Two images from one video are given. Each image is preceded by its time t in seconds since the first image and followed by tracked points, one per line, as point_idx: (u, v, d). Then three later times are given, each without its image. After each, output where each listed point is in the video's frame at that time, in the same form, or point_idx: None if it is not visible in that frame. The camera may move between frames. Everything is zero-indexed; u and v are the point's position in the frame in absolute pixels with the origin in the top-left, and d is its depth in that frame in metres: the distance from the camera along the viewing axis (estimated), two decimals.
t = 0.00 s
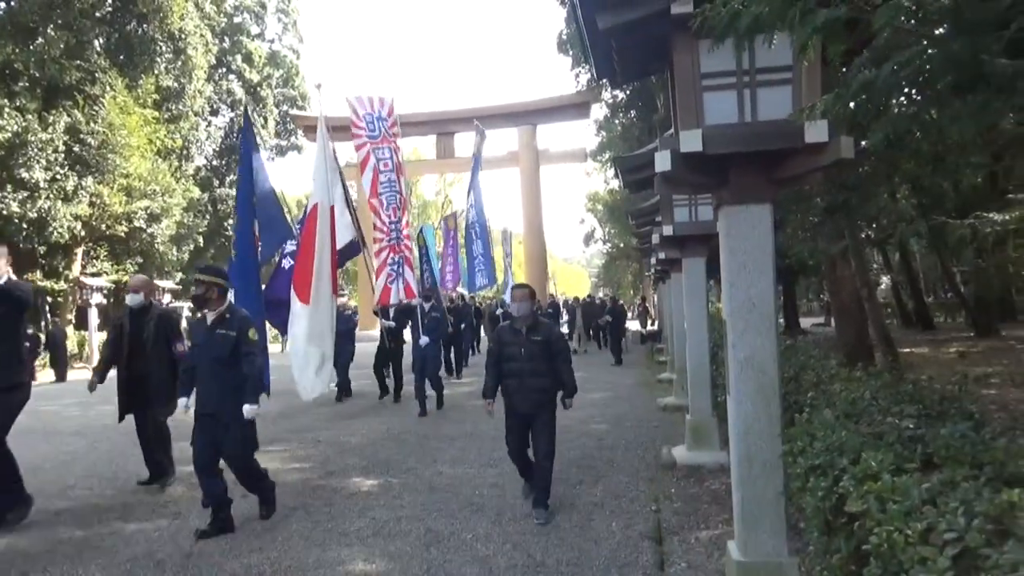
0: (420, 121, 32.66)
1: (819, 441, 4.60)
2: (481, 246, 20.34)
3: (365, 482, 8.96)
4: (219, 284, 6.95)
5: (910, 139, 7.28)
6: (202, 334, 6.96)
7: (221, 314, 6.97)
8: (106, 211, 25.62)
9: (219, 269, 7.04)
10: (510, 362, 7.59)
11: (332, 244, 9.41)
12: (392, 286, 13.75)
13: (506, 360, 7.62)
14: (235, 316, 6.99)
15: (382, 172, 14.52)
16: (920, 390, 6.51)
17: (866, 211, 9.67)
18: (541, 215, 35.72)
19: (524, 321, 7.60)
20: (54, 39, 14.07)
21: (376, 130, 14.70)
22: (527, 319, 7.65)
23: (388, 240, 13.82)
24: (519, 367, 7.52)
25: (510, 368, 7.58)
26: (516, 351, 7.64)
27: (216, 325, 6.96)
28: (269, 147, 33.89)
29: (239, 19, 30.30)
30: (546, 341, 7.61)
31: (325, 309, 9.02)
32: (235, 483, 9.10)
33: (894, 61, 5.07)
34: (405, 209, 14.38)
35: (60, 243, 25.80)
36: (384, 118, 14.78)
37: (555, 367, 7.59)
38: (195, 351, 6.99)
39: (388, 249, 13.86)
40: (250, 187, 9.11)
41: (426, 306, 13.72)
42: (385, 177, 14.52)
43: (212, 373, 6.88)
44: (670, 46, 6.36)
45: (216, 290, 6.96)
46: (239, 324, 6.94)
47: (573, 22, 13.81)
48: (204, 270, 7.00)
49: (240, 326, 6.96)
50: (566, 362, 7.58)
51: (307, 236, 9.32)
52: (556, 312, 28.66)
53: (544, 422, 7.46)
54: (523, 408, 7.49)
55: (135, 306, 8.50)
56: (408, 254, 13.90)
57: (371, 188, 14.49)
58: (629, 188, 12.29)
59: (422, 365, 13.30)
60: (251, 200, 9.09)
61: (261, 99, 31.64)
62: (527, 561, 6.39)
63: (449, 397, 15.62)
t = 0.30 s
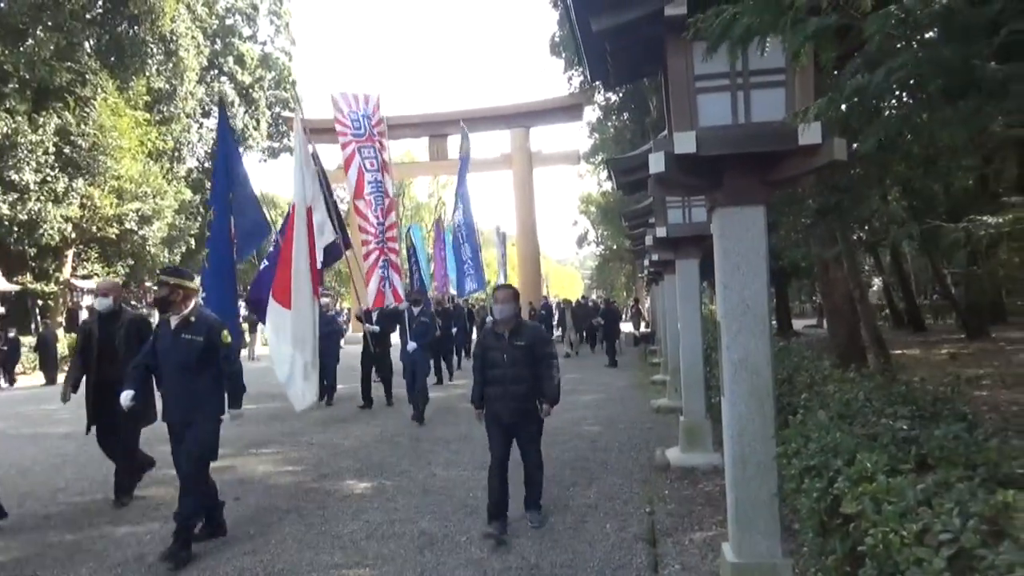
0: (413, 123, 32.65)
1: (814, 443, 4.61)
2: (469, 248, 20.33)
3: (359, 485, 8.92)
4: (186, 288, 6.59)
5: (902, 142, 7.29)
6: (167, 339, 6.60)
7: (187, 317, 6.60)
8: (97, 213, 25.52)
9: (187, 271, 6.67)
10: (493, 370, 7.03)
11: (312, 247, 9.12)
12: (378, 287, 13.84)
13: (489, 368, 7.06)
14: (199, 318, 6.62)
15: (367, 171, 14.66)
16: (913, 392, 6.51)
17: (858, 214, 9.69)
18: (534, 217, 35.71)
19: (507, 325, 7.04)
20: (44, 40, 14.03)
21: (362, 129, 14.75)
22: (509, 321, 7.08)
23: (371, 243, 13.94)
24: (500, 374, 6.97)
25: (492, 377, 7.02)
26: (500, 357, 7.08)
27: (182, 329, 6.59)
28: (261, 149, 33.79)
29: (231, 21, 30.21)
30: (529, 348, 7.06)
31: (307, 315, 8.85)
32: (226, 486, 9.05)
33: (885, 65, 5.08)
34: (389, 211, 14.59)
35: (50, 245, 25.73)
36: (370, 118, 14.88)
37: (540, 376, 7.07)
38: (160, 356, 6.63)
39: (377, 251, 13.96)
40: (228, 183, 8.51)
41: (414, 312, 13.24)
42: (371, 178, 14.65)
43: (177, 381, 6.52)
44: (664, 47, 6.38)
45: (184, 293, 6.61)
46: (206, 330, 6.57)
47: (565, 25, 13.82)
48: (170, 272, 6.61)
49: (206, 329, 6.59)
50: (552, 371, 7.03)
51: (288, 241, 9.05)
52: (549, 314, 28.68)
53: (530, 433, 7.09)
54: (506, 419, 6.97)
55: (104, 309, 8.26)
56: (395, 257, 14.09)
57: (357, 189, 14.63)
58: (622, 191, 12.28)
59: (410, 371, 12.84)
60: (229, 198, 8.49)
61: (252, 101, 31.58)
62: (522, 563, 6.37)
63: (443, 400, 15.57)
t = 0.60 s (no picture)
0: (411, 126, 32.69)
1: (812, 446, 4.61)
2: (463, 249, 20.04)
3: (356, 487, 8.90)
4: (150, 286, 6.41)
5: (900, 146, 7.30)
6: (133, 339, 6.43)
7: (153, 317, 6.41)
8: (94, 215, 25.54)
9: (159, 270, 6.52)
10: (472, 375, 6.71)
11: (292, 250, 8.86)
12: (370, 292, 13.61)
13: (466, 373, 6.75)
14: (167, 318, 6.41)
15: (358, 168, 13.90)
16: (912, 395, 6.50)
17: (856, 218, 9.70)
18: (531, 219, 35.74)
19: (485, 326, 6.78)
20: (41, 41, 13.99)
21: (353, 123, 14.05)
22: (485, 322, 6.79)
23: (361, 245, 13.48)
24: (479, 378, 6.66)
25: (471, 382, 6.70)
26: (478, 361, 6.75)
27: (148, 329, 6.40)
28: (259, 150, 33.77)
29: (228, 23, 30.20)
30: (509, 352, 6.74)
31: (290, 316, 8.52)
32: (223, 488, 9.01)
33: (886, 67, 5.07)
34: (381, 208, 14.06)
35: (46, 247, 25.69)
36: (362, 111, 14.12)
37: (522, 382, 6.73)
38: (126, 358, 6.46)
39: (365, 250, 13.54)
40: (205, 184, 8.17)
41: (405, 312, 13.07)
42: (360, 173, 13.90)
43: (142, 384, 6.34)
44: (663, 51, 6.39)
45: (154, 292, 6.42)
46: (174, 332, 6.37)
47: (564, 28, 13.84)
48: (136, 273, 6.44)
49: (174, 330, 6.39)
50: (534, 375, 6.71)
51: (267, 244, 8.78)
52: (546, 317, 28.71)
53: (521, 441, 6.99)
54: (484, 428, 6.63)
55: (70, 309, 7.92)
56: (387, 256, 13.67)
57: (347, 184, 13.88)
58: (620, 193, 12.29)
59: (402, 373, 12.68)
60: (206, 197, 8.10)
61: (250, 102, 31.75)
62: (520, 566, 6.35)
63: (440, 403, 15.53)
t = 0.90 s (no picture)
0: (418, 127, 32.76)
1: (822, 449, 4.59)
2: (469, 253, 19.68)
3: (363, 487, 8.90)
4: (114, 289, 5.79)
5: (909, 146, 7.27)
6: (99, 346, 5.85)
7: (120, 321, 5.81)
8: (102, 215, 25.66)
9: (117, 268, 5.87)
10: (461, 390, 6.02)
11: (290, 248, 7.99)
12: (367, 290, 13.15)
13: (454, 387, 6.07)
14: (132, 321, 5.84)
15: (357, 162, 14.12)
16: (921, 398, 6.46)
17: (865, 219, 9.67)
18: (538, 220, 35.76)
19: (476, 335, 6.06)
20: (51, 42, 14.20)
21: (352, 118, 14.43)
22: (478, 331, 6.07)
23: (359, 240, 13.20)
24: (465, 395, 5.99)
25: (459, 398, 6.03)
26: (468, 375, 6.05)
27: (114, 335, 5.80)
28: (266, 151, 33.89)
29: (237, 24, 30.36)
30: (502, 365, 6.01)
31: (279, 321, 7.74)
32: (230, 488, 9.02)
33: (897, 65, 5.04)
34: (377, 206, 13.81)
35: (55, 247, 25.90)
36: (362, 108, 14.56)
37: (517, 399, 6.03)
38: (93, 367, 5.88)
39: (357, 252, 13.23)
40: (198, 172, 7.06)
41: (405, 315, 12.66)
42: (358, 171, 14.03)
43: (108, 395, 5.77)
44: (671, 52, 6.39)
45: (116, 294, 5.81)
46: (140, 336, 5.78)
47: (572, 29, 13.86)
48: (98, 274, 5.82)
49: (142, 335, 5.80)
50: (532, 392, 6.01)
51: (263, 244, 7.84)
52: (552, 318, 28.72)
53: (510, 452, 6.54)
54: (472, 448, 5.97)
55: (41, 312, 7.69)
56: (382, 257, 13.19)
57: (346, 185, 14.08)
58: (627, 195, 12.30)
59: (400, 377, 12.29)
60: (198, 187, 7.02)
61: (257, 103, 31.65)
62: (527, 568, 6.34)
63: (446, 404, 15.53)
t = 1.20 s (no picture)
0: (434, 127, 32.86)
1: (842, 451, 4.56)
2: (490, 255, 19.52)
3: (378, 486, 8.94)
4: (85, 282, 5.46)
5: (930, 146, 7.19)
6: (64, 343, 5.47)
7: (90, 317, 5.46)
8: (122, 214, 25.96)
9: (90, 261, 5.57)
10: (453, 391, 5.40)
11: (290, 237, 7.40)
12: (372, 284, 12.91)
13: (447, 387, 5.42)
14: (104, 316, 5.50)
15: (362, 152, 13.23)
16: (941, 402, 6.39)
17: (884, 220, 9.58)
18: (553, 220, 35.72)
19: (472, 331, 5.43)
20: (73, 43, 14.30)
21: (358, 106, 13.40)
22: (475, 327, 5.44)
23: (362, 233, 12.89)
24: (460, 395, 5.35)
25: (451, 401, 5.40)
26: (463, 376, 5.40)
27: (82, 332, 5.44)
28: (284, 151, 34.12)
29: (255, 25, 30.60)
30: (499, 363, 5.38)
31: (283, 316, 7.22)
32: (247, 486, 9.09)
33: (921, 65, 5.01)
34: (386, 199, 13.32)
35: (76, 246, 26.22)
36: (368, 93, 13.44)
37: (515, 401, 5.39)
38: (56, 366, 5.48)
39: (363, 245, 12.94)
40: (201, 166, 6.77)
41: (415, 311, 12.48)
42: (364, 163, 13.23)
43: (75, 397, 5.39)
44: (690, 52, 6.36)
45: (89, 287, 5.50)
46: (116, 333, 5.49)
47: (589, 29, 13.85)
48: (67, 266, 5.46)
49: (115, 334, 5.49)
50: (531, 395, 5.36)
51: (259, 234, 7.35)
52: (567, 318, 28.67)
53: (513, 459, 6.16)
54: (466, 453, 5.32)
55: (36, 307, 7.24)
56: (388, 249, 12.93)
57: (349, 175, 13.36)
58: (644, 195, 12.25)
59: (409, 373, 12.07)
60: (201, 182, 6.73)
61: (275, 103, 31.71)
62: (542, 568, 6.34)
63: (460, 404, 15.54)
